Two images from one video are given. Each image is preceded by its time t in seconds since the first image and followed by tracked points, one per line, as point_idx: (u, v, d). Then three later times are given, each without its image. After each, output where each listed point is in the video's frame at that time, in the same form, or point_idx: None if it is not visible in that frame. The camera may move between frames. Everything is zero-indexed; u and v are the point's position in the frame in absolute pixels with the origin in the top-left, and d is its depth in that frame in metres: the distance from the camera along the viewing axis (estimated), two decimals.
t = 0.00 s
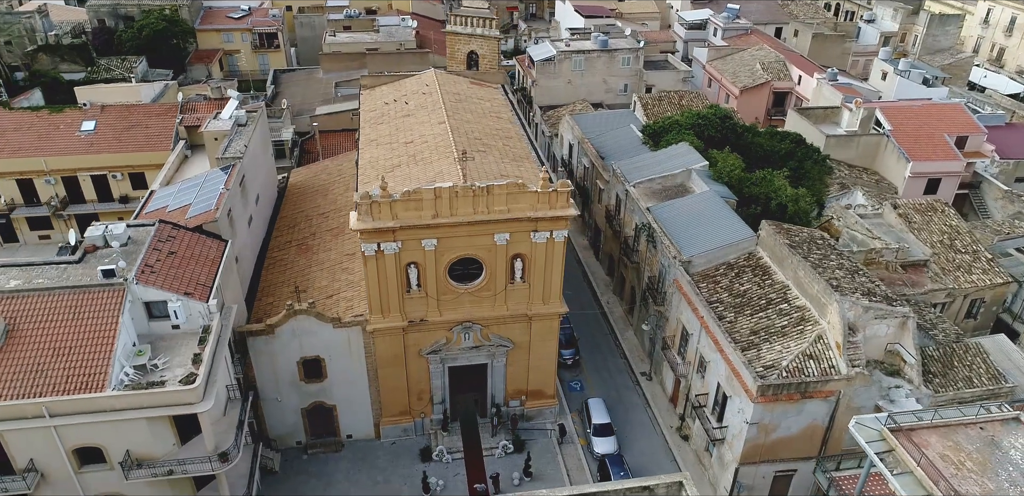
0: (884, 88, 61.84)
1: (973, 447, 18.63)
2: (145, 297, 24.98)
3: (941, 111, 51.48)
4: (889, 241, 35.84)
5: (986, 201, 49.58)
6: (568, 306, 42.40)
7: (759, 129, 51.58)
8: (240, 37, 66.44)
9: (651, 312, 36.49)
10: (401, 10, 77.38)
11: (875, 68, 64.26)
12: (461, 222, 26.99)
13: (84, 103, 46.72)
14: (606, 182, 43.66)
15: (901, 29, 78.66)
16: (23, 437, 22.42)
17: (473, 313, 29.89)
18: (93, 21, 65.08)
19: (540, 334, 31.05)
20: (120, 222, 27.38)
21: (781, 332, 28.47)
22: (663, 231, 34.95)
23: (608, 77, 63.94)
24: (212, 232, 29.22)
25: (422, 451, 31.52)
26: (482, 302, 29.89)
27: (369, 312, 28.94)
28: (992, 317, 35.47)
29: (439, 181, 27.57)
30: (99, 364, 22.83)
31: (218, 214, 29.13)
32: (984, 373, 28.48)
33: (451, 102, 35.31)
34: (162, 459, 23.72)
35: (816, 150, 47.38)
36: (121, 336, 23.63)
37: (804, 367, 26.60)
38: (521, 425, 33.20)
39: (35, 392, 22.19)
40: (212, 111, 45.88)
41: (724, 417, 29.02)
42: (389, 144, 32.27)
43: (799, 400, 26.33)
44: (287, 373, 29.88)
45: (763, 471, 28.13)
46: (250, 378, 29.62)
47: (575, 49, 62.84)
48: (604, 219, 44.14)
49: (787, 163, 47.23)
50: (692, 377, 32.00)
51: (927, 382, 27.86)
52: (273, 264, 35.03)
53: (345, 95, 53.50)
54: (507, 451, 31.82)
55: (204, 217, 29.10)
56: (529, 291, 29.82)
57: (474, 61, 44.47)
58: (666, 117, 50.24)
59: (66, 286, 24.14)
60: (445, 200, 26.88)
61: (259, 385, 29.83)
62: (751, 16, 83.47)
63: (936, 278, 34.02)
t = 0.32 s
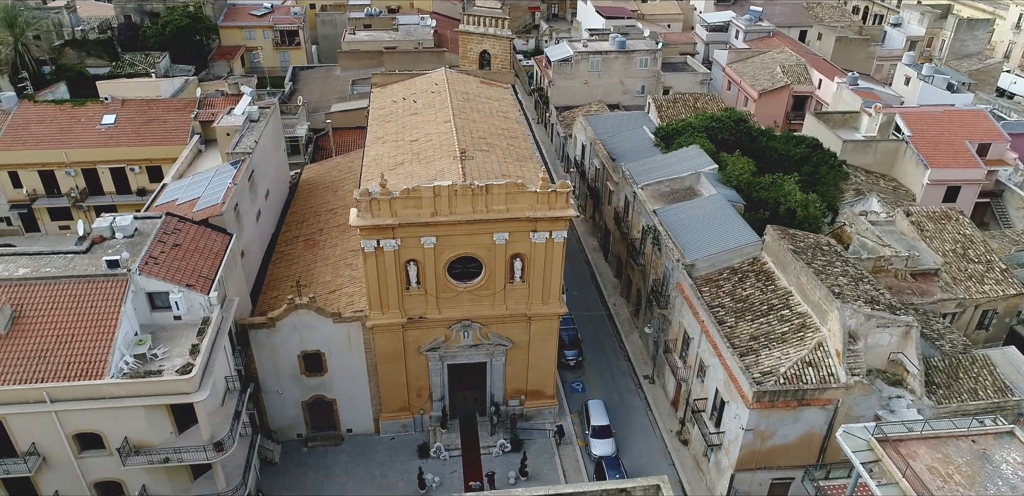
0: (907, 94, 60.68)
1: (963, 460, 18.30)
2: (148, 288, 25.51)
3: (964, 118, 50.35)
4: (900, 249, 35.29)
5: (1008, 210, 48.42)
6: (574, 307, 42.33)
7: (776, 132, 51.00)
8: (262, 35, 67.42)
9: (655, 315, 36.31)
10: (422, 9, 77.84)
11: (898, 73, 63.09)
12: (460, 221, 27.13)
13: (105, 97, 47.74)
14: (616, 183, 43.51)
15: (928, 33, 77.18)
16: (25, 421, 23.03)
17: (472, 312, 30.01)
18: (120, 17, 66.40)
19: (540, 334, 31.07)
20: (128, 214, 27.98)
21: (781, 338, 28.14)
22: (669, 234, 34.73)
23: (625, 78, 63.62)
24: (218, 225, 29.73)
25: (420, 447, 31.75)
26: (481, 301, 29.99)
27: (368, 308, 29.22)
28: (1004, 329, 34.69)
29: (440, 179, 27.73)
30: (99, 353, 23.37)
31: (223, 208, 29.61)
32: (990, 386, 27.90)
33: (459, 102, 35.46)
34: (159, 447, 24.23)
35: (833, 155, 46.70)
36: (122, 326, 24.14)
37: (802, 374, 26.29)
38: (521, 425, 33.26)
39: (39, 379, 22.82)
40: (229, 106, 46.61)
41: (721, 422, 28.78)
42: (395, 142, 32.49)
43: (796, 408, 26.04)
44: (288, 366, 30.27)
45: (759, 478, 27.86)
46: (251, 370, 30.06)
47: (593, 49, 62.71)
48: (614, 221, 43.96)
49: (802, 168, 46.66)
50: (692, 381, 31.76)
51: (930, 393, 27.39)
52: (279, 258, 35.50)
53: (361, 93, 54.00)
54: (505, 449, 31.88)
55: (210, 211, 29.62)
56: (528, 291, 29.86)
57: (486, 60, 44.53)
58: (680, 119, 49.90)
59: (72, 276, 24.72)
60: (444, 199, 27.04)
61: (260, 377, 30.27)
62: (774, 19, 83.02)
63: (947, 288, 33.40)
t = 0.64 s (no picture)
0: (926, 99, 59.62)
1: (948, 471, 18.04)
2: (148, 279, 25.98)
3: (983, 124, 49.33)
4: (907, 256, 34.81)
5: None
6: (577, 308, 42.28)
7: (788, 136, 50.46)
8: (280, 32, 68.23)
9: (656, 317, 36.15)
10: (440, 10, 78.25)
11: (918, 77, 62.00)
12: (457, 219, 27.27)
13: (123, 92, 48.64)
14: (623, 185, 43.38)
15: (952, 38, 75.81)
16: (25, 407, 23.58)
17: (469, 310, 30.14)
18: (142, 14, 67.59)
19: (537, 335, 31.13)
20: (133, 207, 28.57)
21: (778, 344, 27.86)
22: (671, 237, 34.54)
23: (639, 80, 63.31)
24: (221, 220, 30.19)
25: (416, 443, 31.97)
26: (478, 299, 30.11)
27: (366, 305, 29.48)
28: (1013, 340, 34.02)
29: (438, 177, 27.89)
30: (98, 342, 23.87)
31: (227, 202, 30.08)
32: (992, 397, 27.39)
33: (463, 101, 35.55)
34: (154, 436, 24.71)
35: (846, 160, 46.06)
36: (121, 316, 24.62)
37: (797, 380, 26.03)
38: (518, 424, 33.33)
39: (39, 366, 23.34)
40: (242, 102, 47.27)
41: (716, 427, 28.58)
42: (397, 140, 32.71)
43: (789, 414, 25.78)
44: (287, 359, 30.64)
45: (753, 484, 27.60)
46: (251, 363, 30.48)
47: (607, 51, 62.55)
48: (620, 222, 43.78)
49: (813, 173, 46.12)
50: (690, 385, 31.56)
51: (929, 403, 26.98)
52: (284, 253, 35.95)
53: (373, 92, 54.46)
54: (500, 448, 31.98)
55: (214, 205, 30.10)
56: (525, 291, 29.91)
57: (495, 60, 44.60)
58: (690, 121, 49.55)
59: (74, 266, 25.25)
60: (441, 197, 27.20)
61: (260, 369, 30.68)
62: (795, 22, 82.32)
63: (953, 297, 32.81)
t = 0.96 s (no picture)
0: (948, 105, 58.53)
1: (932, 482, 18.13)
2: (150, 271, 26.51)
3: (1003, 130, 48.27)
4: (914, 264, 34.31)
5: None
6: (582, 309, 42.23)
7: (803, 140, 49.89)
8: (299, 30, 69.06)
9: (658, 320, 36.00)
10: (459, 9, 78.60)
11: (940, 82, 60.84)
12: (454, 218, 27.43)
13: (141, 87, 49.57)
14: (631, 187, 43.26)
15: (979, 43, 74.36)
16: (27, 393, 24.20)
17: (467, 308, 30.31)
18: (165, 11, 68.85)
19: (534, 334, 31.17)
20: (139, 200, 29.17)
21: (775, 349, 27.61)
22: (673, 239, 34.36)
23: (655, 81, 62.92)
24: (225, 214, 30.68)
25: (413, 440, 32.20)
26: (476, 298, 30.24)
27: (365, 301, 29.76)
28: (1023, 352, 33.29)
29: (436, 176, 28.07)
30: (98, 331, 24.43)
31: (232, 197, 30.54)
32: (994, 409, 26.84)
33: (469, 100, 35.68)
34: (151, 424, 25.23)
35: (860, 165, 45.41)
36: (121, 306, 25.17)
37: (792, 387, 25.78)
38: (515, 423, 33.42)
39: (41, 353, 23.94)
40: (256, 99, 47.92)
41: (711, 432, 28.38)
42: (401, 138, 32.93)
43: (783, 421, 25.52)
44: (287, 353, 31.05)
45: (746, 491, 27.34)
46: (251, 355, 30.93)
47: (622, 52, 62.30)
48: (627, 224, 43.61)
49: (825, 177, 45.49)
50: (688, 389, 31.35)
51: (928, 413, 26.54)
52: (290, 248, 36.40)
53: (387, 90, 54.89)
54: (496, 447, 32.08)
55: (219, 199, 30.57)
56: (522, 290, 29.97)
57: (506, 60, 44.63)
58: (702, 124, 49.20)
59: (78, 257, 25.82)
60: (439, 195, 27.36)
61: (260, 362, 31.13)
62: (817, 25, 81.32)
63: (961, 306, 32.21)
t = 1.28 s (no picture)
0: (970, 111, 57.38)
1: (914, 492, 18.34)
2: (153, 262, 27.05)
3: None
4: (922, 272, 33.77)
5: None
6: (586, 310, 42.17)
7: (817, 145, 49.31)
8: (318, 28, 69.92)
9: (661, 322, 35.80)
10: (478, 9, 78.87)
11: (963, 88, 59.66)
12: (451, 216, 27.59)
13: (160, 82, 50.49)
14: (639, 188, 43.09)
15: (1006, 48, 72.79)
16: (30, 378, 24.84)
17: (465, 306, 30.46)
18: (189, 8, 70.03)
19: (532, 334, 31.22)
20: (146, 192, 29.82)
21: (771, 354, 27.35)
22: (676, 242, 34.19)
23: (671, 83, 62.56)
24: (230, 208, 31.20)
25: (410, 436, 32.42)
26: (474, 296, 30.36)
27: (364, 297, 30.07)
28: None
29: (435, 174, 28.25)
30: (99, 320, 24.99)
31: (237, 191, 31.03)
32: (996, 421, 26.34)
33: (475, 99, 35.83)
34: (149, 412, 25.73)
35: (874, 171, 44.77)
36: (122, 296, 25.70)
37: (787, 393, 25.54)
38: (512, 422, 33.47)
39: (44, 340, 24.55)
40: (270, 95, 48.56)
41: (705, 436, 28.22)
42: (405, 136, 33.18)
43: (776, 427, 25.27)
44: (287, 346, 31.46)
45: None
46: (253, 348, 31.38)
47: (638, 53, 62.03)
48: (634, 226, 43.44)
49: (838, 183, 45.04)
50: (686, 392, 31.16)
51: (927, 423, 26.12)
52: (295, 243, 36.89)
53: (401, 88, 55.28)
54: (493, 445, 32.14)
55: (224, 194, 31.09)
56: (520, 289, 30.01)
57: (516, 60, 44.75)
58: (714, 127, 48.78)
59: (83, 247, 26.43)
60: (436, 193, 27.52)
61: (261, 354, 31.57)
62: (840, 28, 80.27)
63: (968, 316, 31.60)
